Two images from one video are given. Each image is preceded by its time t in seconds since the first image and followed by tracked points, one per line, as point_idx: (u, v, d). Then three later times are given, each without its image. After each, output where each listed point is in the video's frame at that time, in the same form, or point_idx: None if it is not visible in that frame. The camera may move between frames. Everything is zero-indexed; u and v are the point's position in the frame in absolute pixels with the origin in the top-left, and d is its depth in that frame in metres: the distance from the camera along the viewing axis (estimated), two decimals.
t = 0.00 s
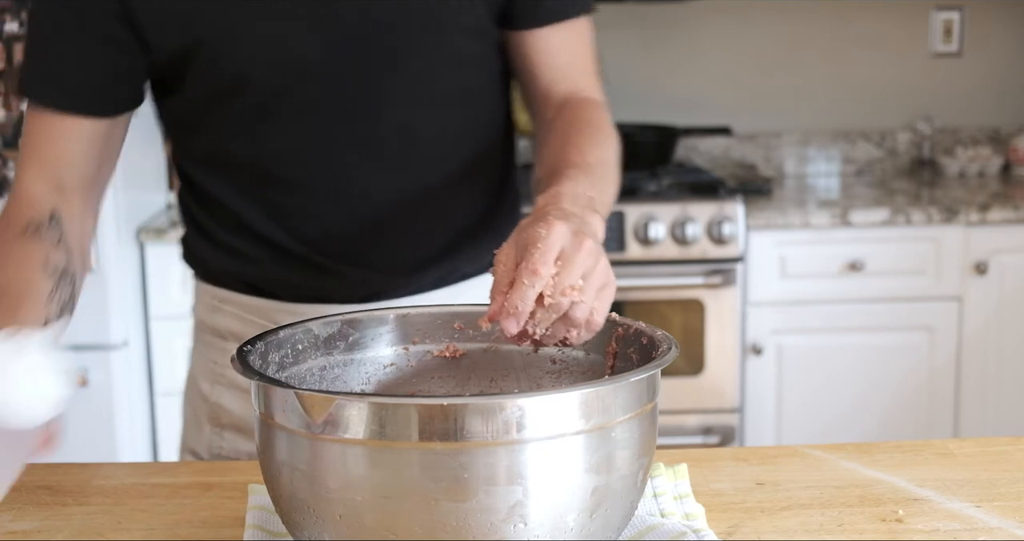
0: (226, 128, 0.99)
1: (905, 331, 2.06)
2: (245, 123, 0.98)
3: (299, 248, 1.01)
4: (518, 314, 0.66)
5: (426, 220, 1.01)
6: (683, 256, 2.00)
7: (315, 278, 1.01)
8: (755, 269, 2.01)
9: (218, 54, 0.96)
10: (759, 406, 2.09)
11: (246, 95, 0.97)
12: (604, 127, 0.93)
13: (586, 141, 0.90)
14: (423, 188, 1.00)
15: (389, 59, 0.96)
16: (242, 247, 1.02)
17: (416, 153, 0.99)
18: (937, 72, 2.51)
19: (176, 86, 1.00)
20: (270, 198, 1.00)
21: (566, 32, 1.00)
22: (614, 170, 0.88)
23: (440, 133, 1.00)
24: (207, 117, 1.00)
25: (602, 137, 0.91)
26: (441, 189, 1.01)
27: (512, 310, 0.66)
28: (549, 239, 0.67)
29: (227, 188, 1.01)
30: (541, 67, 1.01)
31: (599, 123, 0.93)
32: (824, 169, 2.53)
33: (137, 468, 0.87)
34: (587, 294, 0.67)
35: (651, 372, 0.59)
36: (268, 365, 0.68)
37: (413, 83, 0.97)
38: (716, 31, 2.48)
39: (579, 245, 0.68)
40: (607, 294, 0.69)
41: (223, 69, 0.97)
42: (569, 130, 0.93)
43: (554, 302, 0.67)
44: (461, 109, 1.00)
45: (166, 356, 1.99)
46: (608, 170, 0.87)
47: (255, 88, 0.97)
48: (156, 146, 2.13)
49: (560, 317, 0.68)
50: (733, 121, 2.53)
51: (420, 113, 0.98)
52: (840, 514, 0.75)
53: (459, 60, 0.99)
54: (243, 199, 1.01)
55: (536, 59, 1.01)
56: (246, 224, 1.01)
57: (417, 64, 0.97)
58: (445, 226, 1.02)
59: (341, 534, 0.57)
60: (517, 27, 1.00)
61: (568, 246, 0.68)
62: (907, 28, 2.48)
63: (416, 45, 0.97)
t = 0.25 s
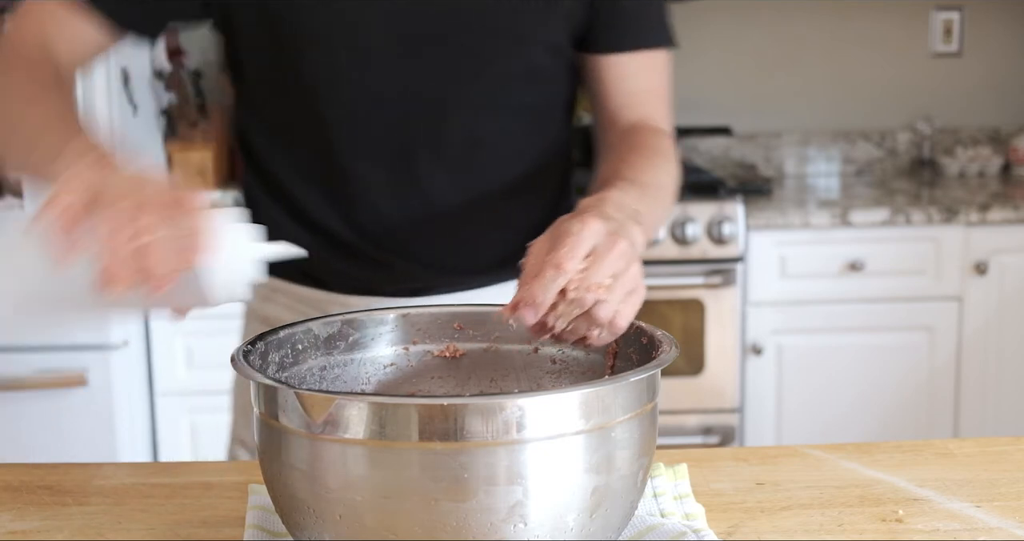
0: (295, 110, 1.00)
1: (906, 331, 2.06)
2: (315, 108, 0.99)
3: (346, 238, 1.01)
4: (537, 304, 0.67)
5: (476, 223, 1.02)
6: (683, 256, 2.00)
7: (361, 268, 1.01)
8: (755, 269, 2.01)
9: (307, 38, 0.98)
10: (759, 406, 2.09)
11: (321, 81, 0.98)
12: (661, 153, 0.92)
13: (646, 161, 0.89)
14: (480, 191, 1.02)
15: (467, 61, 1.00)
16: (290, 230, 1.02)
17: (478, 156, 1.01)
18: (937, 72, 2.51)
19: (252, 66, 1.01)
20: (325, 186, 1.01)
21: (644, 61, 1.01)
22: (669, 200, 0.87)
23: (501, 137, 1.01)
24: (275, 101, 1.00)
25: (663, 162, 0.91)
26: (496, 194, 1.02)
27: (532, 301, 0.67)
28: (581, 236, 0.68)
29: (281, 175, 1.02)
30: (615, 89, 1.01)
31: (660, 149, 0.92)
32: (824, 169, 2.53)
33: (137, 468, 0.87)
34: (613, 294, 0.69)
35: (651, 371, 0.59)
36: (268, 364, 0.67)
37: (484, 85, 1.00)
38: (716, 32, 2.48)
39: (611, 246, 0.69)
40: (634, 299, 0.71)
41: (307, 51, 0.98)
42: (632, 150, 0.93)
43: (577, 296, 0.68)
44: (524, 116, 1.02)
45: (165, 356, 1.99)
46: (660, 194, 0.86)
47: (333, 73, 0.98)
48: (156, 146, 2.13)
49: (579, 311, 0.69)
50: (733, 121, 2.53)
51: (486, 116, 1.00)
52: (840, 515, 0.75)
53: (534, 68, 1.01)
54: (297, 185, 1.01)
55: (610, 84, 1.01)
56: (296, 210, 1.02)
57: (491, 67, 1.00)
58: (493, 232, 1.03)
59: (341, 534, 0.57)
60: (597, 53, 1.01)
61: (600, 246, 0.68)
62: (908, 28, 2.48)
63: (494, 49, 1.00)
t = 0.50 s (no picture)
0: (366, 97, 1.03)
1: (906, 331, 2.06)
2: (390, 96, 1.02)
3: (399, 225, 1.03)
4: (572, 273, 0.66)
5: (525, 227, 1.03)
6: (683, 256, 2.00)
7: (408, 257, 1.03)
8: (755, 269, 2.01)
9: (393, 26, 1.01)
10: (759, 406, 2.09)
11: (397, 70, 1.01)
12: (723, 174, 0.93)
13: (704, 175, 0.90)
14: (534, 194, 1.03)
15: (539, 61, 1.01)
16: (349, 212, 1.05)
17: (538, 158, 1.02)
18: (937, 72, 2.51)
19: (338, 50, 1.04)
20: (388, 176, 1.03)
21: (717, 81, 1.01)
22: (724, 218, 0.88)
23: (561, 141, 1.03)
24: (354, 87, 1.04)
25: (724, 182, 0.91)
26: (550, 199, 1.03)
27: (567, 271, 0.66)
28: (624, 213, 0.68)
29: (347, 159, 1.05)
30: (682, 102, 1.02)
31: (721, 167, 0.93)
32: (824, 169, 2.52)
33: (137, 468, 0.87)
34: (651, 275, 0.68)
35: (652, 371, 0.59)
36: (268, 365, 0.67)
37: (552, 86, 1.02)
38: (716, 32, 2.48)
39: (652, 228, 0.69)
40: (671, 287, 0.70)
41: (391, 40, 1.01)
42: (691, 164, 0.93)
43: (615, 272, 0.67)
44: (588, 122, 1.03)
45: (166, 356, 1.99)
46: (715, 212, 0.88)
47: (413, 64, 1.01)
48: (156, 146, 2.13)
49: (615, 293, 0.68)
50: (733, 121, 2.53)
51: (550, 118, 1.02)
52: (840, 515, 0.75)
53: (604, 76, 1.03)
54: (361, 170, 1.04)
55: (679, 99, 1.02)
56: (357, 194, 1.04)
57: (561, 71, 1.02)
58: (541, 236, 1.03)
59: (341, 534, 0.57)
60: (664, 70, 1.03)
61: (640, 226, 0.69)
62: (908, 28, 2.48)
63: (568, 52, 1.02)
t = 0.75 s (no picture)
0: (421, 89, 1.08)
1: (906, 331, 2.06)
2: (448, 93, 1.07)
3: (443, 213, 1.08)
4: (588, 263, 0.66)
5: (561, 227, 1.09)
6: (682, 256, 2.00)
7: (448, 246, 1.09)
8: (755, 270, 2.01)
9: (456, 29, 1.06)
10: (759, 407, 2.09)
11: (456, 71, 1.07)
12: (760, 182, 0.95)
13: (736, 182, 0.93)
14: (576, 193, 1.09)
15: (590, 67, 1.07)
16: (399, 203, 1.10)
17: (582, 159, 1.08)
18: (937, 72, 2.51)
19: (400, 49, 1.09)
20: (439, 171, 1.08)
21: (756, 94, 1.04)
22: (755, 228, 0.90)
23: (604, 144, 1.08)
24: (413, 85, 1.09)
25: (761, 190, 0.94)
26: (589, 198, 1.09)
27: (584, 258, 0.66)
28: (646, 204, 0.69)
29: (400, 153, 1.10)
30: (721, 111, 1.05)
31: (756, 175, 0.96)
32: (824, 169, 2.52)
33: (136, 468, 0.87)
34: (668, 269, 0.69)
35: (653, 370, 0.59)
36: (267, 365, 0.67)
37: (599, 90, 1.07)
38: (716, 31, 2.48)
39: (674, 221, 0.70)
40: (685, 283, 0.71)
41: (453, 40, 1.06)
42: (726, 172, 0.97)
43: (633, 263, 0.68)
44: (630, 126, 1.08)
45: (166, 356, 1.99)
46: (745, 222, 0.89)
47: (471, 66, 1.07)
48: (156, 146, 2.13)
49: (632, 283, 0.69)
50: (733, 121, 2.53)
51: (596, 120, 1.08)
52: (840, 515, 0.75)
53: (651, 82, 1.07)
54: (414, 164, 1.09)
55: (717, 109, 1.05)
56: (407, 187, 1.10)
57: (609, 76, 1.07)
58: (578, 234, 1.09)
59: (341, 534, 0.57)
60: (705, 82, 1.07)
61: (661, 219, 0.70)
62: (908, 28, 2.48)
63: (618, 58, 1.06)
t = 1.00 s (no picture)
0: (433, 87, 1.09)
1: (906, 331, 2.06)
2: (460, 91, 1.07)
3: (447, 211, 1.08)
4: (579, 271, 0.65)
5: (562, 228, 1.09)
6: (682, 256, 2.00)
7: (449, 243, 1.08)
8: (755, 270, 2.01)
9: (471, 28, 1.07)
10: (759, 407, 2.09)
11: (469, 70, 1.07)
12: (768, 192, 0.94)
13: (744, 191, 0.92)
14: (585, 195, 1.09)
15: (602, 67, 1.07)
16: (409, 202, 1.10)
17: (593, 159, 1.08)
18: (937, 72, 2.51)
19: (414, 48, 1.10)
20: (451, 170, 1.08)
21: (770, 103, 1.03)
22: (758, 238, 0.89)
23: (614, 145, 1.08)
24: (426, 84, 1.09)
25: (769, 199, 0.93)
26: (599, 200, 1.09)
27: (574, 266, 0.65)
28: (639, 213, 0.68)
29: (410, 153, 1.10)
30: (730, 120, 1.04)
31: (766, 185, 0.95)
32: (824, 169, 2.52)
33: (136, 468, 0.87)
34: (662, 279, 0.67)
35: (652, 371, 0.59)
36: (268, 365, 0.67)
37: (611, 90, 1.08)
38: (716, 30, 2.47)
39: (669, 230, 0.68)
40: (683, 292, 0.69)
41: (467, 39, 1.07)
42: (736, 180, 0.95)
43: (625, 272, 0.66)
44: (641, 127, 1.08)
45: (166, 356, 1.99)
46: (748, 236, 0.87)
47: (483, 65, 1.07)
48: (156, 146, 2.13)
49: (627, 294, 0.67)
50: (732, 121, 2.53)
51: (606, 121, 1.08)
52: (840, 515, 0.75)
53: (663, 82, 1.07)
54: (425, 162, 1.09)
55: (732, 116, 1.03)
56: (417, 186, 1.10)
57: (621, 77, 1.07)
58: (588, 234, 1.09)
59: (341, 534, 0.57)
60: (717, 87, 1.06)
61: (655, 227, 0.68)
62: (908, 28, 2.48)
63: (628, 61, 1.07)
